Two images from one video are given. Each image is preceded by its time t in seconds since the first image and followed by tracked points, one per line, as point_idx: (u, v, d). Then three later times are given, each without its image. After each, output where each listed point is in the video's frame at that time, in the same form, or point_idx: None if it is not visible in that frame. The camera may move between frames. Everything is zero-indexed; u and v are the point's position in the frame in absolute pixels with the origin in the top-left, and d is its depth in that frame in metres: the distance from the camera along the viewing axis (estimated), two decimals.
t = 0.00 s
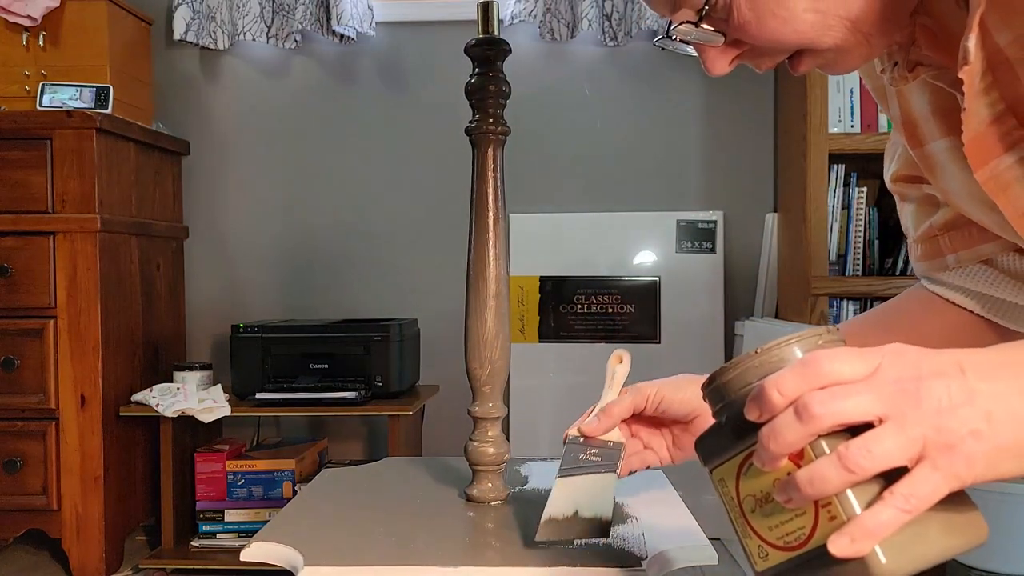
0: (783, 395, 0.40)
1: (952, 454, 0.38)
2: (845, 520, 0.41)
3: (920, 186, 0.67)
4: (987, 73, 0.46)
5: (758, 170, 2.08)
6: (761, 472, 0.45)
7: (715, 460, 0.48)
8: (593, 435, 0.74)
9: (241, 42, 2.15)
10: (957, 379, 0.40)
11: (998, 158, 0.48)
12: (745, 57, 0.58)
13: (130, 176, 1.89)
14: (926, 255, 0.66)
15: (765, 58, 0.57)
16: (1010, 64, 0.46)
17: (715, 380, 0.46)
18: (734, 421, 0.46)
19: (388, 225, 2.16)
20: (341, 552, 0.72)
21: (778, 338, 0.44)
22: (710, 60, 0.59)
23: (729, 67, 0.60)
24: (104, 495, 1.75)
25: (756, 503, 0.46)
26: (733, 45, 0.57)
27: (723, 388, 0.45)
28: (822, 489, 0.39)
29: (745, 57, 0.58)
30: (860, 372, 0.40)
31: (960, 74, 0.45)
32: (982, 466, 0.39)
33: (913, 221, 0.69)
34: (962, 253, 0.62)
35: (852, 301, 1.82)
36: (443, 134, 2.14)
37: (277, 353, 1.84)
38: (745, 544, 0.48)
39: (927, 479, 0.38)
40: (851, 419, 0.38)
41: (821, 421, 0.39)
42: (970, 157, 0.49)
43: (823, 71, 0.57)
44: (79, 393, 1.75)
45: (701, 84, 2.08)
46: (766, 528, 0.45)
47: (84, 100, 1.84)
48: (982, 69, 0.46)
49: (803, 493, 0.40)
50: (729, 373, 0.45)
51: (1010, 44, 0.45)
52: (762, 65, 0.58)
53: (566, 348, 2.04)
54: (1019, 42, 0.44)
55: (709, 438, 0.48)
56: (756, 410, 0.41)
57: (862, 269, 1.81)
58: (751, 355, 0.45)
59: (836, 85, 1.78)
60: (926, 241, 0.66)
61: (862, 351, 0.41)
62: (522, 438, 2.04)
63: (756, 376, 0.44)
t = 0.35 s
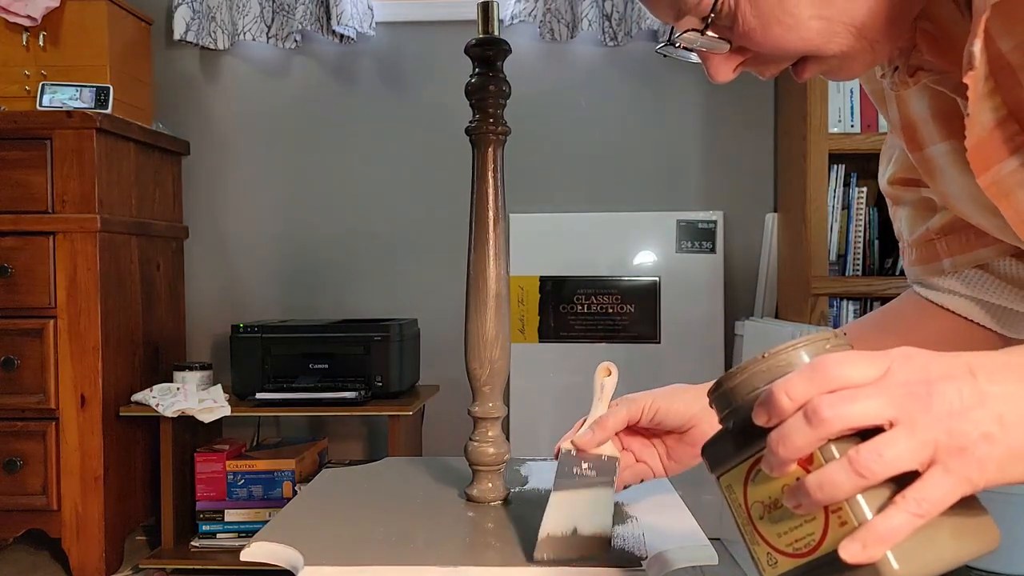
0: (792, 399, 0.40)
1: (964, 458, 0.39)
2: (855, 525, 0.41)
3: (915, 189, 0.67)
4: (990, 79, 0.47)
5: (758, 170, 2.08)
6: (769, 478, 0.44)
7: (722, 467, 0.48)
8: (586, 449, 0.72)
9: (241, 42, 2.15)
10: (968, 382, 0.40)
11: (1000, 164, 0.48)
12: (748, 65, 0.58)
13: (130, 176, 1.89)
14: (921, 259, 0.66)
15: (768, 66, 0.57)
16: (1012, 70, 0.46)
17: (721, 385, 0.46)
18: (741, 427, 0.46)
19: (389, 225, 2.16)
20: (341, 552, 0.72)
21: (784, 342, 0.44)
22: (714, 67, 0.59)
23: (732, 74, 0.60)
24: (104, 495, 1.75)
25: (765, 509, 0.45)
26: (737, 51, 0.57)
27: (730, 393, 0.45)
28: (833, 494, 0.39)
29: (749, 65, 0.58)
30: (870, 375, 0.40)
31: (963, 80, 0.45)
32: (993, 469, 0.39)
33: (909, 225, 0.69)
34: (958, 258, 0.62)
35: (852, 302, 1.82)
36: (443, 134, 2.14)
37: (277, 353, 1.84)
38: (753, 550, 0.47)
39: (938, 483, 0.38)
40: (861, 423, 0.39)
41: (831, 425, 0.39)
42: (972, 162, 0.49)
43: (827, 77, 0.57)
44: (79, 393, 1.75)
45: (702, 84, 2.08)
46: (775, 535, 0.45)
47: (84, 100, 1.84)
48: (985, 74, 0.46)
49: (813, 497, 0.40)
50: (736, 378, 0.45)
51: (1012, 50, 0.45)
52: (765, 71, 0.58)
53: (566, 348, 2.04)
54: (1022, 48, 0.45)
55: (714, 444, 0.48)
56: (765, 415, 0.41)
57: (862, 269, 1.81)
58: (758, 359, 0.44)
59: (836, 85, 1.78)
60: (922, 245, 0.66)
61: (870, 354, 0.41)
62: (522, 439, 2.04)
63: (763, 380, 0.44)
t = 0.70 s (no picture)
0: (786, 386, 0.40)
1: (954, 443, 0.39)
2: (847, 509, 0.41)
3: (934, 197, 0.67)
4: (990, 80, 0.47)
5: (758, 170, 2.08)
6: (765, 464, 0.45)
7: (720, 454, 0.48)
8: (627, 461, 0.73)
9: (241, 42, 2.15)
10: (958, 370, 0.40)
11: (998, 165, 0.48)
12: (754, 70, 0.59)
13: (130, 176, 1.89)
14: (949, 265, 0.65)
15: (774, 69, 0.57)
16: (1011, 71, 0.46)
17: (719, 374, 0.47)
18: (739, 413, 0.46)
19: (389, 225, 2.16)
20: (341, 552, 0.72)
21: (782, 332, 0.45)
22: (719, 74, 0.60)
23: (738, 81, 0.60)
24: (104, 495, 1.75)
25: (761, 494, 0.46)
26: (741, 57, 0.58)
27: (728, 380, 0.46)
28: (825, 478, 0.40)
29: (754, 70, 0.59)
30: (863, 362, 0.40)
31: (963, 80, 0.45)
32: (983, 455, 0.39)
33: (933, 228, 0.68)
34: (983, 263, 0.61)
35: (852, 301, 1.82)
36: (444, 134, 2.14)
37: (277, 353, 1.84)
38: (750, 538, 0.47)
39: (927, 468, 0.39)
40: (854, 409, 0.39)
41: (823, 411, 0.39)
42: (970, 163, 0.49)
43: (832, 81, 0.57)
44: (79, 393, 1.75)
45: (702, 84, 2.08)
46: (770, 519, 0.45)
47: (84, 100, 1.85)
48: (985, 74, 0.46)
49: (806, 482, 0.40)
50: (733, 366, 0.45)
51: (1013, 50, 0.45)
52: (770, 75, 0.58)
53: (566, 348, 2.04)
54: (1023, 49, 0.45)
55: (712, 432, 0.48)
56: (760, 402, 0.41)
57: (862, 269, 1.81)
58: (756, 348, 0.45)
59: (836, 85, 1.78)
60: (946, 250, 0.65)
61: (864, 342, 0.41)
62: (522, 439, 2.04)
63: (760, 368, 0.44)
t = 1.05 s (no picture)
0: (780, 375, 0.41)
1: (941, 432, 0.39)
2: (838, 495, 0.42)
3: (937, 196, 0.67)
4: (985, 82, 0.46)
5: (758, 170, 2.08)
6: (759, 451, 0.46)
7: (718, 442, 0.49)
8: (631, 466, 0.78)
9: (241, 42, 2.15)
10: (946, 360, 0.40)
11: (993, 164, 0.49)
12: (754, 71, 0.58)
13: (130, 176, 1.89)
14: (954, 265, 0.64)
15: (774, 71, 0.57)
16: (1007, 72, 0.46)
17: (718, 363, 0.48)
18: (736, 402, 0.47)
19: (388, 224, 2.16)
20: (341, 552, 0.72)
21: (779, 323, 0.46)
22: (720, 77, 0.60)
23: (739, 82, 0.60)
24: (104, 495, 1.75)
25: (757, 481, 0.47)
26: (741, 59, 0.57)
27: (726, 370, 0.47)
28: (816, 465, 0.40)
29: (755, 71, 0.58)
30: (854, 353, 0.40)
31: (956, 81, 0.45)
32: (970, 444, 0.39)
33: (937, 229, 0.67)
34: (987, 261, 0.61)
35: (852, 301, 1.82)
36: (444, 134, 2.14)
37: (277, 353, 1.84)
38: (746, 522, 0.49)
39: (916, 456, 0.39)
40: (844, 399, 0.39)
41: (814, 400, 0.39)
42: (966, 162, 0.49)
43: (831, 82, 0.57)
44: (79, 393, 1.75)
45: (702, 84, 2.08)
46: (765, 505, 0.46)
47: (84, 100, 1.85)
48: (979, 76, 0.46)
49: (798, 469, 0.41)
50: (731, 356, 0.46)
51: (1008, 51, 0.45)
52: (771, 77, 0.58)
53: (566, 348, 2.04)
54: (1018, 50, 0.44)
55: (712, 420, 0.50)
56: (754, 391, 0.42)
57: (862, 269, 1.81)
58: (753, 339, 0.46)
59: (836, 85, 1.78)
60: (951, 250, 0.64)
61: (855, 333, 0.41)
62: (522, 439, 2.05)
63: (756, 358, 0.45)
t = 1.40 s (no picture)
0: (785, 378, 0.41)
1: (947, 432, 0.39)
2: (844, 496, 0.42)
3: (939, 199, 0.67)
4: (983, 85, 0.47)
5: (758, 170, 2.08)
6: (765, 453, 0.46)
7: (724, 444, 0.49)
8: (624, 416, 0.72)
9: (241, 43, 2.15)
10: (950, 360, 0.40)
11: (992, 166, 0.48)
12: (749, 74, 0.58)
13: (130, 176, 1.89)
14: (956, 265, 0.65)
15: (769, 74, 0.57)
16: (1004, 75, 0.46)
17: (722, 365, 0.48)
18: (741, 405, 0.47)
19: (388, 225, 2.16)
20: (341, 552, 0.72)
21: (782, 325, 0.46)
22: (715, 79, 0.60)
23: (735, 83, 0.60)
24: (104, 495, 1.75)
25: (763, 483, 0.47)
26: (736, 63, 0.57)
27: (731, 372, 0.47)
28: (822, 467, 0.40)
29: (750, 74, 0.58)
30: (858, 355, 0.40)
31: (952, 84, 0.45)
32: (975, 444, 0.39)
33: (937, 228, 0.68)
34: (988, 263, 0.61)
35: (852, 301, 1.82)
36: (444, 134, 2.14)
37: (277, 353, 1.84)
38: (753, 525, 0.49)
39: (921, 457, 0.39)
40: (849, 400, 0.39)
41: (820, 402, 0.39)
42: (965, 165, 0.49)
43: (828, 85, 0.57)
44: (79, 393, 1.75)
45: (701, 83, 2.08)
46: (772, 507, 0.47)
47: (84, 100, 1.85)
48: (976, 79, 0.46)
49: (805, 471, 0.41)
50: (735, 359, 0.47)
51: (1006, 55, 0.45)
52: (766, 80, 0.58)
53: (565, 348, 2.04)
54: (1015, 53, 0.45)
55: (718, 423, 0.50)
56: (759, 394, 0.42)
57: (862, 269, 1.81)
58: (756, 341, 0.46)
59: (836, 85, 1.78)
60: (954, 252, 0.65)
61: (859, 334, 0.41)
62: (522, 439, 2.04)
63: (760, 361, 0.45)
